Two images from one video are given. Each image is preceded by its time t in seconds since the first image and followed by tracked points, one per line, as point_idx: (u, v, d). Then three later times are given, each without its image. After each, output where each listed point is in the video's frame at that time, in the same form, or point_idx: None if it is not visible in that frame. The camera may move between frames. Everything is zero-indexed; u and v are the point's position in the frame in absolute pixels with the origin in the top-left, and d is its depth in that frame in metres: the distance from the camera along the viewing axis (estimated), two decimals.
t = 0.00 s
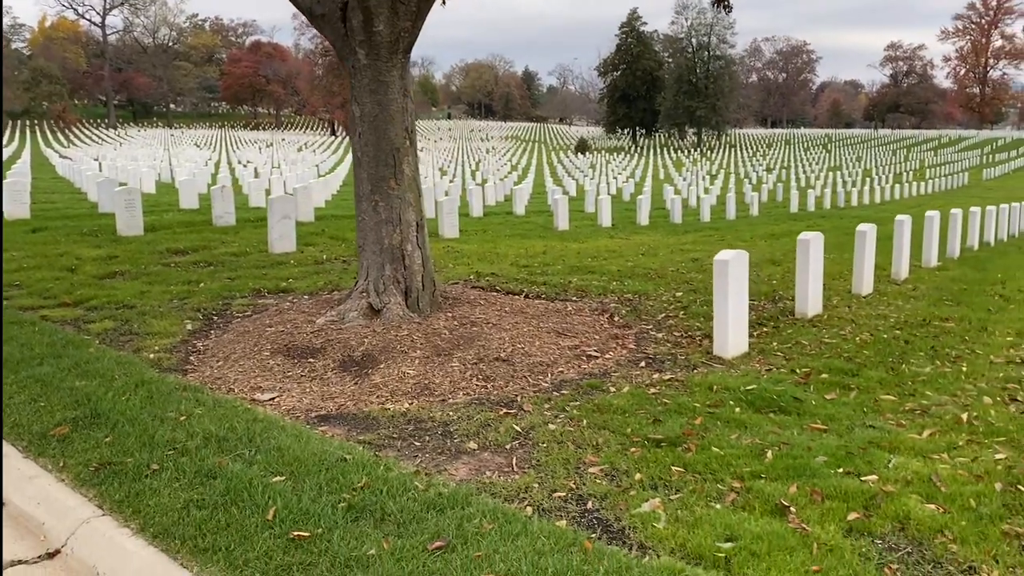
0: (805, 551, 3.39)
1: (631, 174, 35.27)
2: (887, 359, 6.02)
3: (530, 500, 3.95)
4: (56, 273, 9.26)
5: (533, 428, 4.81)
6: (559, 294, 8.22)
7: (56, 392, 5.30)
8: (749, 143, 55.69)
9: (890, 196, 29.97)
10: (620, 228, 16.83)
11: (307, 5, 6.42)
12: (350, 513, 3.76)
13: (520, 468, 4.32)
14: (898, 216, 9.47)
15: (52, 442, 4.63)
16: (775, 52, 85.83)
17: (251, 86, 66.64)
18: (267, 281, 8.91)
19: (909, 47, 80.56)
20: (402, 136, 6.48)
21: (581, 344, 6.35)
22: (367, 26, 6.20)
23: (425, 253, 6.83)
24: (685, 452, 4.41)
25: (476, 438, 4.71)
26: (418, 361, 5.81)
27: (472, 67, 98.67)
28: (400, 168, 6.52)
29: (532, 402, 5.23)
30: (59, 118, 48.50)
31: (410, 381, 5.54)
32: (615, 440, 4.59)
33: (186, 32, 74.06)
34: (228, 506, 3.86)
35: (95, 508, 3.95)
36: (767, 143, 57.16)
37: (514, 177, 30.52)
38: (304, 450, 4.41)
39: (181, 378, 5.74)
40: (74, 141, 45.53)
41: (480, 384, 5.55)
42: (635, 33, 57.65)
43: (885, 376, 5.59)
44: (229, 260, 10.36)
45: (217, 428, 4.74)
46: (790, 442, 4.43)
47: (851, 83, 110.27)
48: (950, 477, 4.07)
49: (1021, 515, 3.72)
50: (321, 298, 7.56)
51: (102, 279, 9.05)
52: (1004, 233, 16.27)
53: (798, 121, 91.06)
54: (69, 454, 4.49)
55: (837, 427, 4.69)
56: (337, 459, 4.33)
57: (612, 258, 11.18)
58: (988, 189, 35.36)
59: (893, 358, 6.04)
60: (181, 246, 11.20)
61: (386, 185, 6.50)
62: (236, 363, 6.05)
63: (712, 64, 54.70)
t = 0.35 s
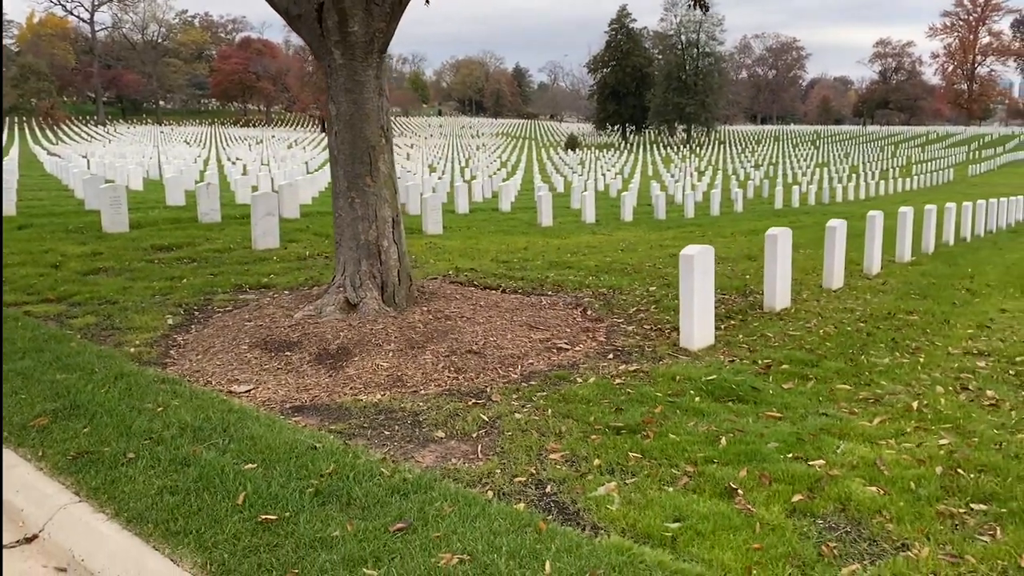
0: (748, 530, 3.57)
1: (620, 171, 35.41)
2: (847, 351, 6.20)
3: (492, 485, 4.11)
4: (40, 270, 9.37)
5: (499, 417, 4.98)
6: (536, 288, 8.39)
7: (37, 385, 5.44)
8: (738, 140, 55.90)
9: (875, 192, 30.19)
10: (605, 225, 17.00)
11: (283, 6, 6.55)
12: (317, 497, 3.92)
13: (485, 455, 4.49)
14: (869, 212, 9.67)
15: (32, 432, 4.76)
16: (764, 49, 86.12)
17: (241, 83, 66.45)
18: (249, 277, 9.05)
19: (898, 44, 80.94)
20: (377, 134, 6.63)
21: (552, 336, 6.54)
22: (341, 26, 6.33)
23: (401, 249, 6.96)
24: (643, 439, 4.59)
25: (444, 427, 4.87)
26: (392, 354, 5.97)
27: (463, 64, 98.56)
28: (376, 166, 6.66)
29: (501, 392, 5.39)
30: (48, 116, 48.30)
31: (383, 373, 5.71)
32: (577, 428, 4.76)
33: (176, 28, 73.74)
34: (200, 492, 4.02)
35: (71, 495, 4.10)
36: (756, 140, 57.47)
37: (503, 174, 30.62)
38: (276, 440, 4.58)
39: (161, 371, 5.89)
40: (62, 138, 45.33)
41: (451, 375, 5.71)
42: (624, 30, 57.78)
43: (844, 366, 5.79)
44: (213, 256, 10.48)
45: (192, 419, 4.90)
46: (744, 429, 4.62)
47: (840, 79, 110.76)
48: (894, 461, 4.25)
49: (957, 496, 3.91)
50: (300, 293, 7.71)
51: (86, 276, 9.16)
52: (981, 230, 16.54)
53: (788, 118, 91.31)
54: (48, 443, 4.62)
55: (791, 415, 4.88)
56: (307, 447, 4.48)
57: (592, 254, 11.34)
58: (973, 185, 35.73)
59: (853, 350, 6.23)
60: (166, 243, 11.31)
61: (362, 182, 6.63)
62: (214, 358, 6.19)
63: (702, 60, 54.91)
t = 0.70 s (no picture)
0: (696, 522, 3.74)
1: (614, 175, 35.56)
2: (813, 353, 6.37)
3: (456, 479, 4.27)
4: (30, 270, 9.51)
5: (469, 415, 5.14)
6: (516, 290, 8.56)
7: (21, 382, 5.59)
8: (733, 144, 56.13)
9: (866, 197, 30.38)
10: (593, 228, 17.17)
11: (265, 14, 6.72)
12: (286, 490, 4.08)
13: (452, 451, 4.64)
14: (846, 217, 9.86)
15: (13, 427, 4.90)
16: (760, 54, 86.46)
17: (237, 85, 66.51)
18: (235, 278, 9.20)
19: (892, 49, 81.27)
20: (358, 140, 6.78)
21: (527, 337, 6.70)
22: (322, 34, 6.50)
23: (381, 252, 7.12)
24: (606, 436, 4.75)
25: (415, 424, 5.01)
26: (369, 354, 6.13)
27: (460, 67, 98.70)
28: (357, 170, 6.81)
29: (472, 391, 5.55)
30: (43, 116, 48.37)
31: (359, 373, 5.85)
32: (543, 426, 4.92)
33: (172, 29, 73.80)
34: (174, 485, 4.18)
35: (50, 488, 4.24)
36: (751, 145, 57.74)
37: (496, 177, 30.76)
38: (250, 436, 4.73)
39: (143, 370, 6.04)
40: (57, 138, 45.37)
41: (426, 375, 5.86)
42: (620, 34, 57.95)
43: (807, 368, 5.97)
44: (201, 258, 10.63)
45: (171, 416, 5.05)
46: (703, 427, 4.80)
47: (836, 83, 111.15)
48: (844, 458, 4.41)
49: (899, 490, 4.08)
50: (283, 294, 7.86)
51: (75, 276, 9.31)
52: (962, 236, 16.76)
53: (783, 123, 91.54)
54: (29, 438, 4.77)
55: (750, 414, 5.06)
56: (280, 443, 4.64)
57: (576, 257, 11.52)
58: (964, 190, 35.95)
59: (818, 352, 6.42)
60: (156, 244, 11.45)
61: (343, 186, 6.79)
62: (195, 357, 6.35)
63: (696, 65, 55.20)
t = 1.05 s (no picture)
0: (651, 516, 3.87)
1: (609, 181, 35.68)
2: (784, 356, 6.50)
3: (423, 474, 4.38)
4: (19, 269, 9.62)
5: (441, 413, 5.25)
6: (499, 293, 8.68)
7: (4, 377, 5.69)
8: (730, 152, 56.31)
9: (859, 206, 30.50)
10: (583, 234, 17.29)
11: (252, 19, 6.86)
12: (257, 484, 4.20)
13: (421, 447, 4.76)
14: (827, 225, 10.00)
15: None
16: (758, 62, 86.74)
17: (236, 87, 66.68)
18: (222, 279, 9.33)
19: (890, 58, 81.54)
20: (341, 143, 6.91)
21: (505, 338, 6.82)
22: (306, 40, 6.63)
23: (363, 253, 7.24)
24: (572, 434, 4.87)
25: (388, 422, 5.13)
26: (348, 354, 6.24)
27: (459, 72, 98.95)
28: (339, 173, 6.93)
29: (446, 391, 5.65)
30: (41, 117, 48.45)
31: (337, 371, 5.97)
32: (512, 424, 5.03)
33: (172, 32, 73.96)
34: (149, 477, 4.29)
35: (28, 479, 4.35)
36: (748, 152, 57.94)
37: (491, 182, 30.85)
38: (225, 431, 4.85)
39: (125, 367, 6.17)
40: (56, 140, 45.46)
41: (403, 374, 5.95)
42: (618, 41, 58.12)
43: (777, 371, 6.09)
44: (190, 258, 10.75)
45: (149, 411, 5.17)
46: (667, 427, 4.93)
47: (835, 91, 111.50)
48: (801, 457, 4.53)
49: (851, 488, 4.21)
50: (267, 295, 7.98)
51: (64, 275, 9.42)
52: (949, 245, 16.91)
53: (782, 131, 91.73)
54: (8, 431, 4.88)
55: (716, 414, 5.18)
56: (254, 438, 4.77)
57: (561, 261, 11.65)
58: (957, 200, 36.11)
59: (789, 355, 6.54)
60: (146, 245, 11.57)
61: (326, 188, 6.91)
62: (178, 355, 6.47)
63: (694, 72, 55.45)
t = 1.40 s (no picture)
0: (602, 504, 4.00)
1: (603, 185, 35.80)
2: (752, 356, 6.63)
3: (386, 463, 4.50)
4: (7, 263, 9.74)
5: (410, 406, 5.37)
6: (478, 292, 8.81)
7: None
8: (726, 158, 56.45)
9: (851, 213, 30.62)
10: (573, 236, 17.41)
11: (235, 19, 7.00)
12: (223, 469, 4.31)
13: (387, 437, 4.88)
14: (807, 229, 10.15)
15: None
16: (757, 69, 86.98)
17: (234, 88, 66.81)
18: (206, 275, 9.44)
19: (888, 68, 81.78)
20: (321, 142, 7.03)
21: (479, 335, 6.94)
22: (287, 40, 6.76)
23: (342, 250, 7.36)
24: (534, 427, 5.00)
25: (356, 413, 5.24)
26: (323, 348, 6.36)
27: (458, 76, 99.19)
28: (319, 171, 7.06)
29: (417, 384, 5.77)
30: (39, 115, 48.51)
31: (311, 365, 6.09)
32: (478, 417, 5.16)
33: (172, 32, 74.11)
34: (119, 462, 4.41)
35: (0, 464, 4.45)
36: (744, 159, 58.10)
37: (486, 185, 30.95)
38: (196, 420, 4.97)
39: (104, 358, 6.29)
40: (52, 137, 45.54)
41: (376, 368, 6.07)
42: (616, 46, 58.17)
43: (742, 369, 6.23)
44: (177, 255, 10.88)
45: (123, 400, 5.28)
46: (628, 421, 5.06)
47: (833, 100, 111.92)
48: (755, 451, 4.66)
49: (800, 480, 4.34)
50: (249, 290, 8.10)
51: (51, 270, 9.54)
52: (934, 252, 17.05)
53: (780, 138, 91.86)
54: None
55: (677, 409, 5.32)
56: (223, 427, 4.88)
57: (546, 263, 11.78)
58: (951, 209, 36.21)
59: (756, 355, 6.68)
60: (134, 242, 11.70)
61: (305, 186, 7.03)
62: (157, 348, 6.59)
63: (692, 79, 55.68)
